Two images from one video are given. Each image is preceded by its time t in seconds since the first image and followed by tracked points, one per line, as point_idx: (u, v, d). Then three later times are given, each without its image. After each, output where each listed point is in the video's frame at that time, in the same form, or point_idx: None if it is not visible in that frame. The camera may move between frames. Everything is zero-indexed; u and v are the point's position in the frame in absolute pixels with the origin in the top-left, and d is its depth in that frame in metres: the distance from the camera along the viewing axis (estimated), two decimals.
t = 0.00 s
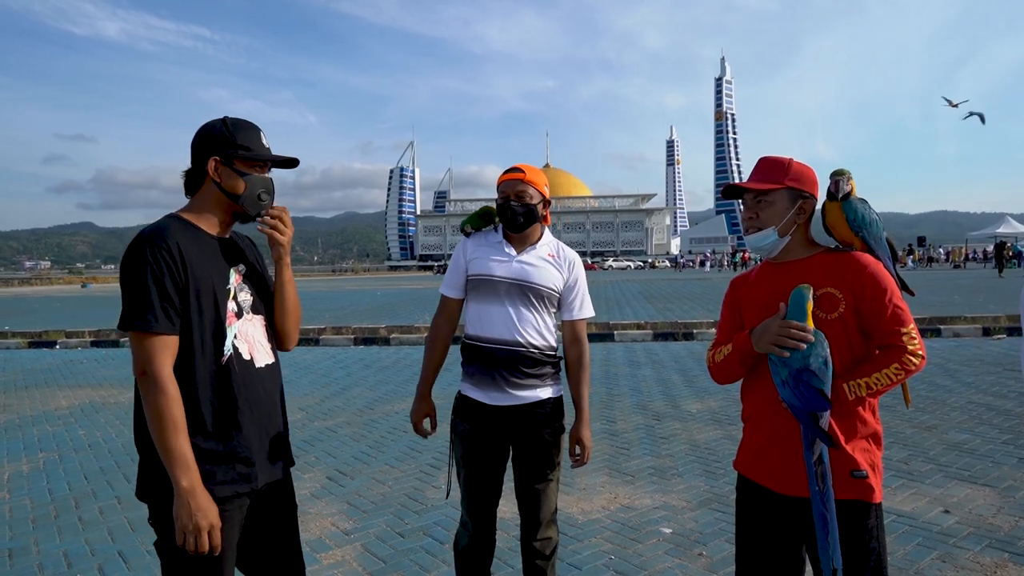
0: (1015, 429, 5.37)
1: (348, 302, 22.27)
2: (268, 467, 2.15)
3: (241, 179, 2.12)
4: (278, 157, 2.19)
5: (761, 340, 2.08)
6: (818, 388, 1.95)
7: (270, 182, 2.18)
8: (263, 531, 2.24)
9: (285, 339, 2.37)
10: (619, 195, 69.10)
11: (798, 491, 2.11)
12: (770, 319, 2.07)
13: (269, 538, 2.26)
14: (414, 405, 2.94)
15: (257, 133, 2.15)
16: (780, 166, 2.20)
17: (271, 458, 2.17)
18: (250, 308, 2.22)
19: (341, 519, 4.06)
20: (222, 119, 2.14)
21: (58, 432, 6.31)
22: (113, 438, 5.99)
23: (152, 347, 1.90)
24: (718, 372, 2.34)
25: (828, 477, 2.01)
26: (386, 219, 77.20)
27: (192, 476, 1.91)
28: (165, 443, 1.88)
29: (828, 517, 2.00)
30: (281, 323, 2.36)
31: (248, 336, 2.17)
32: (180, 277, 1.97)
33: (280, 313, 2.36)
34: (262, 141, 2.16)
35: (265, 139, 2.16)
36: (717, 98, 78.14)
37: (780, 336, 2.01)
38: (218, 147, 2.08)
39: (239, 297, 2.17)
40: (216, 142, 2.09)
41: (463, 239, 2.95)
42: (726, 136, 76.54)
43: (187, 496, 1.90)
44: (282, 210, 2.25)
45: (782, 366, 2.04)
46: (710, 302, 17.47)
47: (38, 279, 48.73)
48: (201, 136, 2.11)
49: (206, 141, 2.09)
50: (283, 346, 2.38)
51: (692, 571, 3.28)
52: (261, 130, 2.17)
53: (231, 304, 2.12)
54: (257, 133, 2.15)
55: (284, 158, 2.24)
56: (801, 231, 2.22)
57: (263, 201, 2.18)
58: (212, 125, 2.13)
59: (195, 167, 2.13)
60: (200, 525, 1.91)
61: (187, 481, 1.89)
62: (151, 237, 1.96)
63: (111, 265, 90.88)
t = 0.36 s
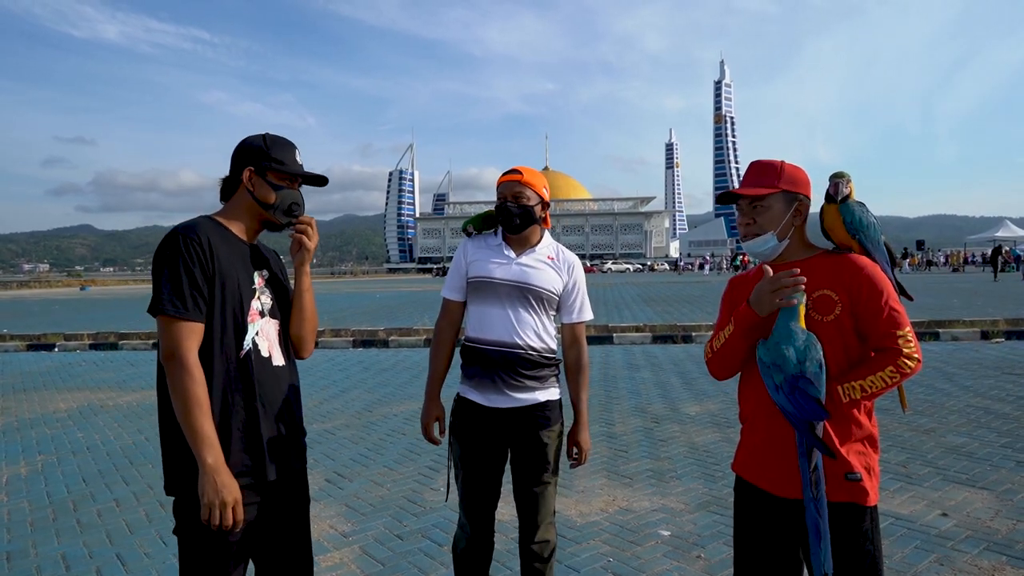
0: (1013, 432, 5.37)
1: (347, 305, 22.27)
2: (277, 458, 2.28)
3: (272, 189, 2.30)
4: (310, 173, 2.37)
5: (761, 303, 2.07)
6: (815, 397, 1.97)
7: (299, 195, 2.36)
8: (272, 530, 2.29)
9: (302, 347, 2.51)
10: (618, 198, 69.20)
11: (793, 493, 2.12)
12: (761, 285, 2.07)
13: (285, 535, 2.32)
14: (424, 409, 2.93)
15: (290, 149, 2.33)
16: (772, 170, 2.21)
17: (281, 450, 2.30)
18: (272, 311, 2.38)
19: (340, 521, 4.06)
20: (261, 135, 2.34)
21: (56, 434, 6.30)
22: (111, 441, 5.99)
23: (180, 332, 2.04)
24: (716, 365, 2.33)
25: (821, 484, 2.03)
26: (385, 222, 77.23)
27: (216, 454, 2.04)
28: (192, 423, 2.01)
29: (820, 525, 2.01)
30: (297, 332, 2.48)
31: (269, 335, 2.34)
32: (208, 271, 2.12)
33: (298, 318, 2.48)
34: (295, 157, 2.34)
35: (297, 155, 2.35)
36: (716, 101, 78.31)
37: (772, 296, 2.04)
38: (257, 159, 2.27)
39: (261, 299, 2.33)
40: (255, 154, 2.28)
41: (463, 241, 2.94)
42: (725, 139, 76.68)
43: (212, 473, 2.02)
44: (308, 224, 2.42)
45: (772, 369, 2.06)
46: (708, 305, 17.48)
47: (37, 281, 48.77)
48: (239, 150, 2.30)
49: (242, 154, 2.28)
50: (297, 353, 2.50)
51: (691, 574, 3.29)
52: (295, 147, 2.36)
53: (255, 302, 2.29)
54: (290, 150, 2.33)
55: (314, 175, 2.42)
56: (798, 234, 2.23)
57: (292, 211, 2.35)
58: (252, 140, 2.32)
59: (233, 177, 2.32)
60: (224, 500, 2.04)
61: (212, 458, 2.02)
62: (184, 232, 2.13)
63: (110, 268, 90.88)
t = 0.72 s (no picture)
0: (1004, 431, 5.41)
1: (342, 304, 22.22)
2: (285, 444, 2.31)
3: (284, 188, 2.31)
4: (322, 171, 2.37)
5: (762, 317, 2.08)
6: (805, 394, 1.96)
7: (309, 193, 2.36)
8: (278, 519, 2.32)
9: (314, 346, 2.51)
10: (613, 198, 69.26)
11: (786, 492, 2.13)
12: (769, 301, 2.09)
13: (294, 515, 2.37)
14: (429, 410, 2.85)
15: (301, 148, 2.34)
16: (772, 168, 2.22)
17: (288, 436, 2.33)
18: (281, 306, 2.39)
19: (334, 520, 4.06)
20: (272, 134, 2.35)
21: (49, 433, 6.28)
22: (104, 440, 5.97)
23: (188, 325, 2.06)
24: (705, 368, 2.36)
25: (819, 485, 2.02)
26: (380, 221, 77.12)
27: (232, 438, 2.07)
28: (205, 410, 2.04)
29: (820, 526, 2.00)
30: (309, 329, 2.48)
31: (276, 329, 2.35)
32: (213, 265, 2.14)
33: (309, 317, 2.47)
34: (306, 156, 2.34)
35: (309, 154, 2.35)
36: (711, 101, 78.44)
37: (778, 317, 2.04)
38: (269, 157, 2.28)
39: (270, 295, 2.34)
40: (266, 152, 2.28)
41: (461, 241, 2.94)
42: (720, 139, 76.84)
43: (230, 456, 2.06)
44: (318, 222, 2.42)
45: (763, 369, 2.06)
46: (703, 305, 17.53)
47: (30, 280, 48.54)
48: (251, 149, 2.31)
49: (255, 152, 2.29)
50: (309, 350, 2.53)
51: (684, 572, 3.30)
52: (306, 146, 2.37)
53: (265, 297, 2.31)
54: (301, 149, 2.34)
55: (326, 173, 2.42)
56: (791, 234, 2.24)
57: (303, 208, 2.35)
58: (263, 139, 2.33)
59: (245, 175, 2.33)
60: (245, 479, 2.08)
61: (229, 442, 2.05)
62: (188, 230, 2.14)
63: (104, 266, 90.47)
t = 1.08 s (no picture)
0: (999, 429, 5.43)
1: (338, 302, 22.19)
2: (284, 444, 2.31)
3: (292, 184, 2.32)
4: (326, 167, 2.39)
5: (738, 342, 2.13)
6: (790, 386, 2.00)
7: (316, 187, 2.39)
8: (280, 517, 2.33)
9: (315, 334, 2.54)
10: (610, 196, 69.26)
11: (783, 491, 2.14)
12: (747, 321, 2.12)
13: (298, 515, 2.37)
14: (427, 410, 2.89)
15: (305, 144, 2.35)
16: (777, 166, 2.23)
17: (290, 435, 2.33)
18: (287, 302, 2.39)
19: (331, 518, 4.06)
20: (274, 129, 2.33)
21: (45, 432, 6.26)
22: (100, 438, 5.96)
23: (204, 326, 2.06)
24: (705, 371, 2.36)
25: (818, 477, 2.03)
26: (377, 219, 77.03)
27: (238, 443, 2.07)
28: (215, 412, 2.04)
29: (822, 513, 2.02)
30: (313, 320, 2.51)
31: (283, 327, 2.36)
32: (227, 265, 2.14)
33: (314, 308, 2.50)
34: (310, 152, 2.36)
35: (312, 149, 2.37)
36: (708, 99, 78.48)
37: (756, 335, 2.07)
38: (275, 156, 2.27)
39: (277, 292, 2.34)
40: (271, 151, 2.27)
41: (463, 238, 2.94)
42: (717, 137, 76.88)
43: (234, 460, 2.06)
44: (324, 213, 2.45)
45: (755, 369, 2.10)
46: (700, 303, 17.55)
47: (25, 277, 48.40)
48: (255, 145, 2.29)
49: (261, 150, 2.27)
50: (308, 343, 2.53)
51: (681, 569, 3.31)
52: (308, 141, 2.38)
53: (269, 296, 2.29)
54: (305, 145, 2.35)
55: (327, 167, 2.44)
56: (793, 233, 2.26)
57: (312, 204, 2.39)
58: (266, 135, 2.31)
59: (245, 175, 2.31)
60: (245, 485, 2.08)
61: (234, 447, 2.06)
62: (203, 230, 2.13)
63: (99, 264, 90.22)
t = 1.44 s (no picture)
0: (997, 426, 5.44)
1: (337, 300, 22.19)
2: (285, 442, 2.31)
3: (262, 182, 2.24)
4: (305, 162, 2.25)
5: (721, 356, 2.21)
6: (764, 395, 2.08)
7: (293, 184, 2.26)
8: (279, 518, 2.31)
9: (316, 334, 2.44)
10: (609, 194, 69.25)
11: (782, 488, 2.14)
12: (732, 338, 2.20)
13: (299, 513, 2.37)
14: (433, 405, 2.89)
15: (281, 140, 2.23)
16: (781, 164, 2.22)
17: (291, 434, 2.32)
18: (288, 300, 2.38)
19: (330, 516, 4.06)
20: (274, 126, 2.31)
21: (43, 429, 6.26)
22: (99, 436, 5.95)
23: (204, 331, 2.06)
24: (706, 370, 2.37)
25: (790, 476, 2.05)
26: (376, 216, 77.01)
27: (250, 441, 2.06)
28: (223, 414, 2.04)
29: (790, 516, 2.05)
30: (311, 326, 2.43)
31: (282, 326, 2.34)
32: (219, 268, 2.14)
33: (318, 316, 2.44)
34: (285, 147, 2.22)
35: (289, 144, 2.23)
36: (706, 97, 78.41)
37: (737, 355, 2.14)
38: (255, 150, 2.23)
39: (275, 290, 2.33)
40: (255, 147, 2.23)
41: (467, 236, 2.93)
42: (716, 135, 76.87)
43: (248, 459, 2.05)
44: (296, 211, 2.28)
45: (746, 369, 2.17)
46: (698, 300, 17.56)
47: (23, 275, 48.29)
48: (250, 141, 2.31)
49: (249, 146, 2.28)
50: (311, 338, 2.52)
51: (680, 567, 3.31)
52: (292, 136, 2.26)
53: (268, 295, 2.30)
54: (281, 140, 2.23)
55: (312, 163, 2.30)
56: (797, 231, 2.25)
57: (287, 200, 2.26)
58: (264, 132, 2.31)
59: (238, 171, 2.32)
60: (264, 482, 2.07)
61: (246, 445, 2.04)
62: (198, 232, 2.14)
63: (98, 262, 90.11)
